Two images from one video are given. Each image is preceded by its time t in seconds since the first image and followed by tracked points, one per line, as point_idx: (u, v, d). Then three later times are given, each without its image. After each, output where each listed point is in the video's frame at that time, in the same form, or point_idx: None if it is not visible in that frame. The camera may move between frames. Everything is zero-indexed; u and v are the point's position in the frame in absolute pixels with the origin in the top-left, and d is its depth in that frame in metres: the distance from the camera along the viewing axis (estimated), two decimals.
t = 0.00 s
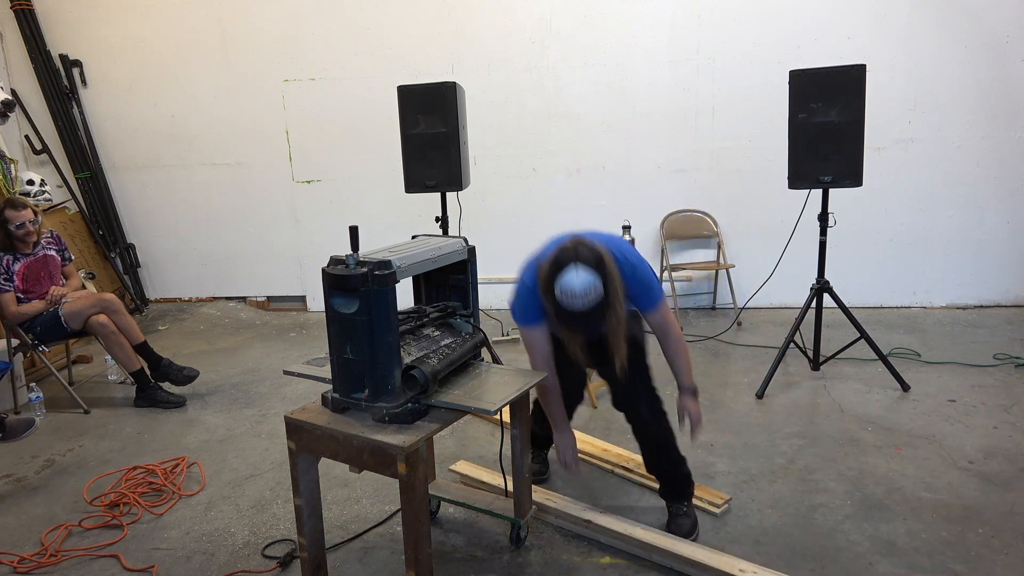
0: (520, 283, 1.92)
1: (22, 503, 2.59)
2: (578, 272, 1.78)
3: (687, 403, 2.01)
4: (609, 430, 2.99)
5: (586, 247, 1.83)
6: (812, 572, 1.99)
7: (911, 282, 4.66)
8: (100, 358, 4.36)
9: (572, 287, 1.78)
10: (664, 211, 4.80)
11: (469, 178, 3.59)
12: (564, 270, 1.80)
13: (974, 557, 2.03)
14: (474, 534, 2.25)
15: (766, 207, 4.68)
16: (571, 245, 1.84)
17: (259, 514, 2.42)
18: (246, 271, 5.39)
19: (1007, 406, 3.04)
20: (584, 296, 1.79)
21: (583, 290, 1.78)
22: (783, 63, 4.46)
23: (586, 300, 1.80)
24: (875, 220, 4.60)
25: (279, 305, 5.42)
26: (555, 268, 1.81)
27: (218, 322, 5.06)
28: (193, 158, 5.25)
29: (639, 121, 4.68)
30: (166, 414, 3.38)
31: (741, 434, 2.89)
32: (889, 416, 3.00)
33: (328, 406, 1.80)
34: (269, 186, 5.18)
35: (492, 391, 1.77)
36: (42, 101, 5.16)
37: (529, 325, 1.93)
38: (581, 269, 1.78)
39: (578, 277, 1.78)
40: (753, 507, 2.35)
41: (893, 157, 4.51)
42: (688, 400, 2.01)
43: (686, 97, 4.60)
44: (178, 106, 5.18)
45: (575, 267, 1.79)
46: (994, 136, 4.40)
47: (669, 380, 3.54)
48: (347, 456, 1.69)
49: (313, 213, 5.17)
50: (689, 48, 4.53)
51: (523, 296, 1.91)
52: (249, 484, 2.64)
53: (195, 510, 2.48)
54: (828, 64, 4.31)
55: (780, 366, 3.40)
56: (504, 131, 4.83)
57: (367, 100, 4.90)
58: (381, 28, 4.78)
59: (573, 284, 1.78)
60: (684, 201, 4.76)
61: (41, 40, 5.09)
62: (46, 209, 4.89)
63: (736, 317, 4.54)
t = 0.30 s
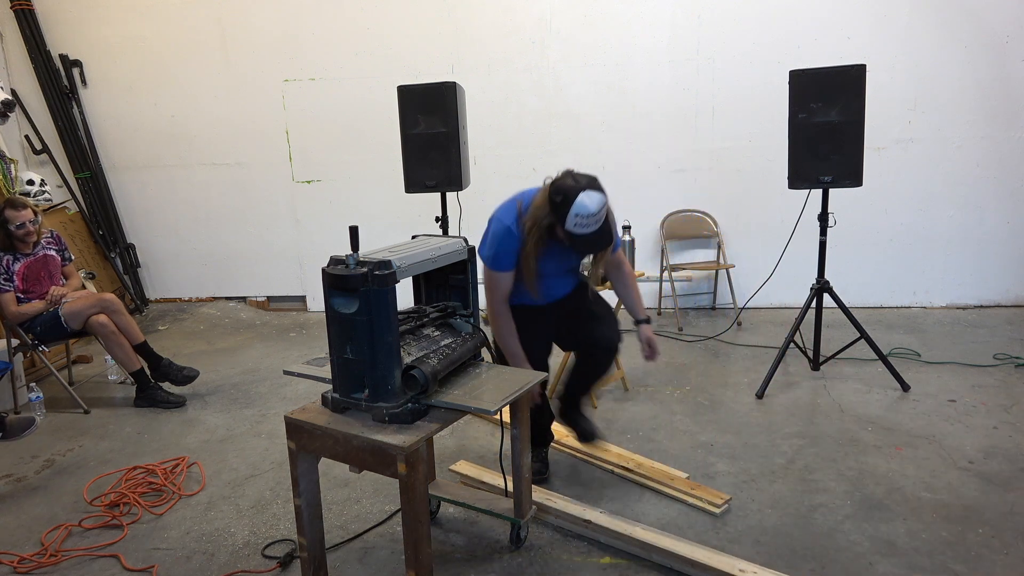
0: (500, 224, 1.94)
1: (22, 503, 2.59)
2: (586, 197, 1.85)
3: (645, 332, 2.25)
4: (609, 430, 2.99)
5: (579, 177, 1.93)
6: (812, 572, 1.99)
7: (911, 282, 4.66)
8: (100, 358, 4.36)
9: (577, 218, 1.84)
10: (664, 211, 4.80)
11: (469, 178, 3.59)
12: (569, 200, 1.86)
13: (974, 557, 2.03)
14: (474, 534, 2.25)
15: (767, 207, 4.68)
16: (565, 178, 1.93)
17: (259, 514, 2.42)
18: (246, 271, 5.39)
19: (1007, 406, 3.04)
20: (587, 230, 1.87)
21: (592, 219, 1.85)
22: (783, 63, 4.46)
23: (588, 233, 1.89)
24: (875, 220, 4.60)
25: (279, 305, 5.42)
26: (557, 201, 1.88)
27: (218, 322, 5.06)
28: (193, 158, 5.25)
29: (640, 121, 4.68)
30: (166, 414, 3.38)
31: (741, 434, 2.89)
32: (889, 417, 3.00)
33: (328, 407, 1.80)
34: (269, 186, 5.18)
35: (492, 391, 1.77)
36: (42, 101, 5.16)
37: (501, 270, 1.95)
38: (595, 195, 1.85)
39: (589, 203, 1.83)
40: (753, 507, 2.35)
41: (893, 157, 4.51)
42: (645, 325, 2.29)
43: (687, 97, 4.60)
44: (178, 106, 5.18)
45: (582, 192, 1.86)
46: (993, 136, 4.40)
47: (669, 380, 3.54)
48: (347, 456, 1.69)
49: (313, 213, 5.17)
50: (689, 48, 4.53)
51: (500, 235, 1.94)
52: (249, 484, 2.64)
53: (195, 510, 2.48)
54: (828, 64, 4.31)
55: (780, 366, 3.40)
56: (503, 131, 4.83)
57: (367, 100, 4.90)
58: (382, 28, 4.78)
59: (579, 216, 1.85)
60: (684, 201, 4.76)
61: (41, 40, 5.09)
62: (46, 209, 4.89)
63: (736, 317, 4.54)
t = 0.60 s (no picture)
0: (509, 222, 2.03)
1: (22, 503, 2.59)
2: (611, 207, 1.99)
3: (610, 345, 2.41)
4: (609, 430, 2.99)
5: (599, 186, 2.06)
6: (812, 573, 1.99)
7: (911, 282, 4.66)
8: (100, 358, 4.36)
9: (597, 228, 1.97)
10: (664, 211, 4.80)
11: (469, 178, 3.59)
12: (591, 209, 1.97)
13: (974, 557, 2.03)
14: (473, 534, 2.25)
15: (767, 207, 4.68)
16: (583, 185, 2.05)
17: (259, 514, 2.42)
18: (246, 270, 5.39)
19: (1006, 406, 3.04)
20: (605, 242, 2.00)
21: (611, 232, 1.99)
22: (783, 63, 4.46)
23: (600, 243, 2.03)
24: (875, 220, 4.60)
25: (279, 305, 5.42)
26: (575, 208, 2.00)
27: (218, 322, 5.06)
28: (193, 158, 5.25)
29: (640, 121, 4.68)
30: (166, 414, 3.38)
31: (741, 434, 2.89)
32: (889, 417, 3.00)
33: (328, 406, 1.80)
34: (269, 186, 5.18)
35: (492, 391, 1.77)
36: (42, 101, 5.16)
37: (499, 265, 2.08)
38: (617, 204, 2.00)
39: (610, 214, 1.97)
40: (753, 507, 2.35)
41: (893, 157, 4.51)
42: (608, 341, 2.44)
43: (687, 97, 4.60)
44: (178, 105, 5.18)
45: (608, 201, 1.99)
46: (993, 136, 4.40)
47: (669, 380, 3.54)
48: (347, 456, 1.69)
49: (313, 213, 5.17)
50: (689, 48, 4.53)
51: (507, 232, 2.03)
52: (249, 484, 2.64)
53: (195, 510, 2.48)
54: (828, 64, 4.31)
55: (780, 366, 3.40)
56: (503, 131, 4.83)
57: (367, 100, 4.90)
58: (382, 28, 4.78)
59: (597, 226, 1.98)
60: (684, 201, 4.76)
61: (41, 40, 5.09)
62: (46, 209, 4.89)
63: (736, 317, 4.54)
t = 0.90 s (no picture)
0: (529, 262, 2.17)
1: (22, 503, 2.59)
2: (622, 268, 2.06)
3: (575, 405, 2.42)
4: (609, 430, 2.99)
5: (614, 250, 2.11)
6: (812, 573, 1.99)
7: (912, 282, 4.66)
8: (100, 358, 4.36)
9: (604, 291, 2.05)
10: (665, 210, 4.80)
11: (469, 178, 3.59)
12: (607, 272, 2.02)
13: (974, 557, 2.03)
14: (473, 534, 2.25)
15: (767, 206, 4.68)
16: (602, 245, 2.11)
17: (259, 514, 2.42)
18: (246, 270, 5.39)
19: (1006, 406, 3.04)
20: (613, 304, 2.07)
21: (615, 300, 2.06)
22: (783, 63, 4.46)
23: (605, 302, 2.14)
24: (875, 220, 4.60)
25: (279, 305, 5.42)
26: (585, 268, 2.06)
27: (218, 322, 5.06)
28: (193, 158, 5.25)
29: (640, 121, 4.68)
30: (166, 414, 3.38)
31: (741, 434, 2.89)
32: (889, 416, 3.00)
33: (328, 406, 1.80)
34: (269, 185, 5.18)
35: (492, 392, 1.77)
36: (42, 101, 5.16)
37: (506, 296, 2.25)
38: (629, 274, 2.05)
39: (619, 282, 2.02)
40: (753, 507, 2.35)
41: (894, 156, 4.50)
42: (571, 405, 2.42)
43: (687, 97, 4.60)
44: (178, 106, 5.18)
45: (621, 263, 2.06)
46: (993, 136, 4.40)
47: (669, 380, 3.54)
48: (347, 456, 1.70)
49: (313, 213, 5.17)
50: (689, 48, 4.53)
51: (520, 272, 2.18)
52: (249, 484, 2.64)
53: (195, 510, 2.48)
54: (828, 64, 4.31)
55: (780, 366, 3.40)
56: (503, 130, 4.83)
57: (367, 100, 4.90)
58: (382, 28, 4.78)
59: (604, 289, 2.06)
60: (684, 201, 4.76)
61: (41, 40, 5.09)
62: (46, 209, 4.89)
63: (736, 317, 4.54)
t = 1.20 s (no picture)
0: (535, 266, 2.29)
1: (22, 503, 2.59)
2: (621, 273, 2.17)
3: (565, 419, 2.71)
4: (609, 430, 2.99)
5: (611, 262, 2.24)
6: (812, 573, 1.99)
7: (911, 282, 4.66)
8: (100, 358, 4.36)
9: (606, 293, 2.16)
10: (665, 210, 4.80)
11: (469, 178, 3.59)
12: (607, 274, 2.14)
13: (974, 556, 2.03)
14: (473, 534, 2.25)
15: (767, 206, 4.68)
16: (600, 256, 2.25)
17: (259, 514, 2.42)
18: (246, 270, 5.39)
19: (1007, 406, 3.04)
20: (614, 306, 2.16)
21: (617, 303, 2.16)
22: (783, 63, 4.46)
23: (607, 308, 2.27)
24: (875, 220, 4.60)
25: (279, 305, 5.42)
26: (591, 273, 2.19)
27: (218, 322, 5.06)
28: (192, 158, 5.25)
29: (640, 121, 4.68)
30: (165, 414, 3.38)
31: (741, 434, 2.89)
32: (889, 416, 3.00)
33: (328, 406, 1.80)
34: (269, 185, 5.18)
35: (492, 391, 1.77)
36: (42, 101, 5.16)
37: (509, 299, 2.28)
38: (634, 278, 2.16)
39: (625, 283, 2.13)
40: (753, 507, 2.35)
41: (894, 156, 4.50)
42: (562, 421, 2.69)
43: (687, 97, 4.60)
44: (178, 106, 5.18)
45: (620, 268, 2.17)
46: (993, 136, 4.40)
47: (669, 380, 3.54)
48: (347, 456, 1.70)
49: (313, 213, 5.17)
50: (688, 48, 4.53)
51: (526, 275, 2.27)
52: (249, 484, 2.64)
53: (195, 510, 2.48)
54: (828, 64, 4.31)
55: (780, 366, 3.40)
56: (503, 130, 4.83)
57: (367, 100, 4.91)
58: (382, 28, 4.78)
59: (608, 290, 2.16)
60: (684, 201, 4.76)
61: (41, 40, 5.09)
62: (46, 209, 4.89)
63: (736, 317, 4.54)
